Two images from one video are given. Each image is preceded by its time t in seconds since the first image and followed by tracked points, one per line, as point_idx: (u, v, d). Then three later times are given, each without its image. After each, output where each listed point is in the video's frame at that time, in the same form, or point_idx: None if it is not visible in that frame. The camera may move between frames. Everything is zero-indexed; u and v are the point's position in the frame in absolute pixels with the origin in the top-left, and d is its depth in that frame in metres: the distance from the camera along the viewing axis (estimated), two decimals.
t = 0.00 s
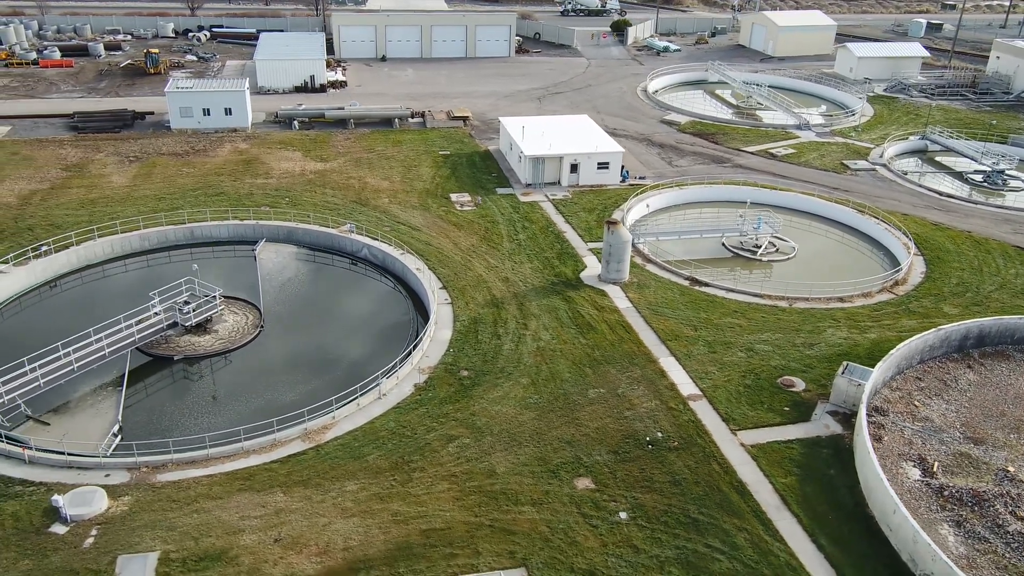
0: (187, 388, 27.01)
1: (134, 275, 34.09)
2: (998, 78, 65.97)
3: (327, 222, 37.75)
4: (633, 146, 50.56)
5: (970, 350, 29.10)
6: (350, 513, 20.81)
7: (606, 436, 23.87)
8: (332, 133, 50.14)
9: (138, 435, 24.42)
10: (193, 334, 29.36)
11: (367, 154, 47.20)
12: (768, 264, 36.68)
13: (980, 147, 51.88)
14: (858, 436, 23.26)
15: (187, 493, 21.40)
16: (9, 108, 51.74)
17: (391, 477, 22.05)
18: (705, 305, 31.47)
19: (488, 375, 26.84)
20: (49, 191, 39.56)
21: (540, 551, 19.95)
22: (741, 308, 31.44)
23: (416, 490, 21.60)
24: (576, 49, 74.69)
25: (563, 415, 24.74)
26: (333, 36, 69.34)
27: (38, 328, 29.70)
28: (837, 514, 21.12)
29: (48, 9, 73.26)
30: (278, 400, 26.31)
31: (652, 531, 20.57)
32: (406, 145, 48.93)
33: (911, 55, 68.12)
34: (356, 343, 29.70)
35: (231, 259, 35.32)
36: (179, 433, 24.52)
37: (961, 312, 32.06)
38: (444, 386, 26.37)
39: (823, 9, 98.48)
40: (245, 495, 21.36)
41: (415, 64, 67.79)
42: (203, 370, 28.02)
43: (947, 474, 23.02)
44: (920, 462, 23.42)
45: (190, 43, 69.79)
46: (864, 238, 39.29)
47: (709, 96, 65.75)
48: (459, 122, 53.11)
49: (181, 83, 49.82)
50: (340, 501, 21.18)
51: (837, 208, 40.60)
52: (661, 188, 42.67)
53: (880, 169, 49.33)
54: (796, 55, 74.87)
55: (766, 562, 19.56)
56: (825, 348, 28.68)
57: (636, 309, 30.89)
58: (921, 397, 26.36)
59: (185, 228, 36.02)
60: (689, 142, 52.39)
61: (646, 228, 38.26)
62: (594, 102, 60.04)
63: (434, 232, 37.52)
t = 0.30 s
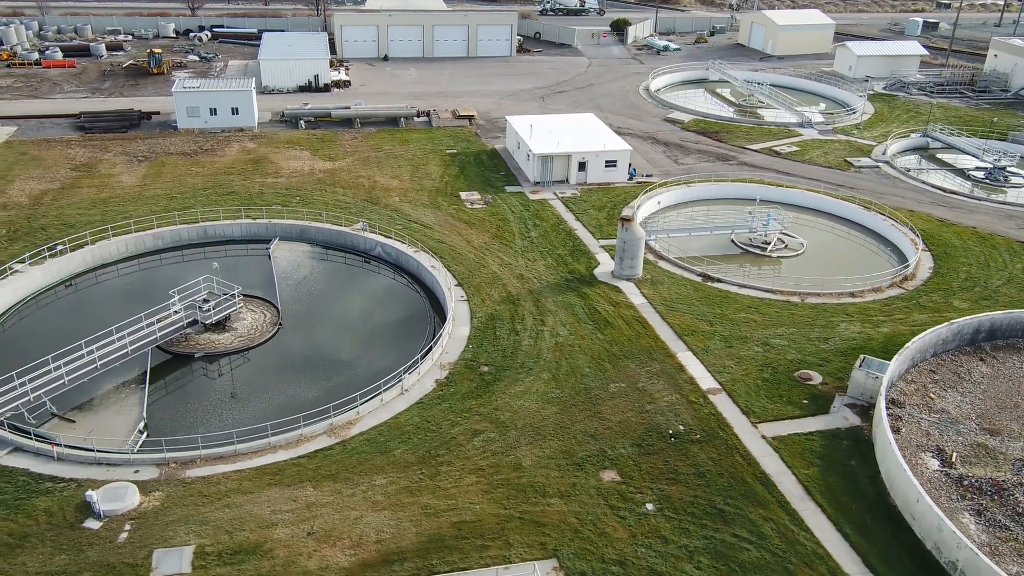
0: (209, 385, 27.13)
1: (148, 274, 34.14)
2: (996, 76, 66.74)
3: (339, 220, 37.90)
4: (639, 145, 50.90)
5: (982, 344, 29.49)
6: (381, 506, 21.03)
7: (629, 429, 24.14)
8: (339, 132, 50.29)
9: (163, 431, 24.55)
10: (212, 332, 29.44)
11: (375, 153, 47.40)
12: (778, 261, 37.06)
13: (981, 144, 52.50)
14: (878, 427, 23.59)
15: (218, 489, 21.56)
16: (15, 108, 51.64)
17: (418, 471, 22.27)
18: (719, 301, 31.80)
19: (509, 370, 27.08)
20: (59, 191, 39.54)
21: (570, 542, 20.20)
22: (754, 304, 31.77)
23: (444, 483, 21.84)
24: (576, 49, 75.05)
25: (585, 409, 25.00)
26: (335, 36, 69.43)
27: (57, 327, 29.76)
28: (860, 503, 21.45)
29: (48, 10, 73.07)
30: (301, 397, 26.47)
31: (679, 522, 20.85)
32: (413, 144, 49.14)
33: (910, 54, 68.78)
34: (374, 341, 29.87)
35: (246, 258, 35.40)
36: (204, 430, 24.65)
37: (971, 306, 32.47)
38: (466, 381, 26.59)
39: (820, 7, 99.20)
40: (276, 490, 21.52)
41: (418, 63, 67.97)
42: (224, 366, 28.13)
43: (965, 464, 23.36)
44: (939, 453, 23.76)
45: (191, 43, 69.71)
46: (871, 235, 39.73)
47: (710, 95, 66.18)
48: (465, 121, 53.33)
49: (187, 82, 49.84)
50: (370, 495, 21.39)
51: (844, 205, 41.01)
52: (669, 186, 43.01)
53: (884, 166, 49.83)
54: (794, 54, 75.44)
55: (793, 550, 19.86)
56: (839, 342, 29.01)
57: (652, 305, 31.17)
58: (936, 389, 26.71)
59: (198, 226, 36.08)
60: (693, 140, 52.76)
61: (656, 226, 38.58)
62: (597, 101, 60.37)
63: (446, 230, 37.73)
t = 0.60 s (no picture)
0: (229, 382, 27.26)
1: (161, 273, 34.18)
2: (990, 74, 67.61)
3: (349, 219, 38.06)
4: (642, 143, 51.29)
5: (990, 336, 29.95)
6: (408, 500, 21.26)
7: (649, 422, 24.44)
8: (343, 132, 50.42)
9: (186, 428, 24.67)
10: (229, 330, 29.56)
11: (380, 152, 47.57)
12: (785, 256, 37.45)
13: (979, 141, 53.16)
14: (894, 418, 23.98)
15: (246, 484, 21.72)
16: (17, 109, 51.48)
17: (444, 465, 22.50)
18: (730, 296, 32.16)
19: (526, 365, 27.35)
20: (67, 191, 39.50)
21: (597, 533, 20.47)
22: (765, 299, 32.13)
23: (470, 477, 22.08)
24: (574, 48, 75.41)
25: (604, 403, 25.29)
26: (334, 36, 69.48)
27: (73, 327, 29.79)
28: (879, 492, 21.82)
29: (45, 11, 72.81)
30: (322, 394, 26.64)
31: (704, 512, 21.16)
32: (418, 143, 49.34)
33: (905, 52, 69.55)
34: (390, 338, 30.08)
35: (257, 257, 35.49)
36: (227, 426, 24.81)
37: (977, 299, 32.96)
38: (484, 376, 26.83)
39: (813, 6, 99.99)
40: (303, 484, 21.71)
41: (417, 63, 68.15)
42: (243, 364, 28.26)
43: (979, 454, 23.76)
44: (953, 443, 24.16)
45: (190, 43, 69.59)
46: (875, 231, 40.22)
47: (709, 93, 66.62)
48: (468, 120, 53.58)
49: (191, 82, 49.85)
50: (397, 489, 21.62)
51: (847, 202, 41.51)
52: (673, 184, 43.39)
53: (884, 163, 50.38)
54: (790, 52, 76.08)
55: (817, 539, 20.20)
56: (851, 336, 29.41)
57: (664, 301, 31.50)
58: (947, 381, 27.14)
59: (209, 226, 36.13)
60: (695, 138, 53.18)
61: (663, 222, 38.92)
62: (598, 100, 60.74)
63: (456, 228, 37.96)
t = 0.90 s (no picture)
0: (247, 379, 27.42)
1: (172, 272, 34.20)
2: (982, 71, 68.44)
3: (358, 218, 38.21)
4: (643, 141, 51.67)
5: (997, 328, 30.45)
6: (435, 493, 21.50)
7: (667, 415, 24.76)
8: (346, 131, 50.52)
9: (208, 425, 24.81)
10: (245, 329, 29.68)
11: (384, 151, 47.76)
12: (790, 252, 37.89)
13: (975, 138, 53.84)
14: (908, 409, 24.39)
15: (272, 479, 21.89)
16: (17, 110, 51.26)
17: (468, 459, 22.76)
18: (740, 291, 32.53)
19: (543, 361, 27.63)
20: (74, 192, 39.44)
21: (623, 523, 20.77)
22: (774, 293, 32.54)
23: (495, 470, 22.33)
24: (570, 47, 75.73)
25: (623, 396, 25.60)
26: (332, 36, 69.49)
27: (88, 327, 29.79)
28: (898, 481, 22.20)
29: (41, 12, 72.46)
30: (341, 390, 26.87)
31: (726, 502, 21.50)
32: (421, 142, 49.53)
33: (898, 50, 70.32)
34: (405, 333, 30.34)
35: (268, 256, 35.58)
36: (248, 423, 24.97)
37: (981, 293, 33.47)
38: (502, 372, 27.09)
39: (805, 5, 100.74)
40: (330, 479, 21.91)
41: (416, 63, 68.29)
42: (260, 362, 28.40)
43: (992, 442, 24.19)
44: (966, 433, 24.58)
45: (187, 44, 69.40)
46: (877, 226, 40.74)
47: (706, 92, 67.12)
48: (469, 119, 53.78)
49: (193, 83, 49.83)
50: (424, 483, 21.85)
51: (849, 198, 42.06)
52: (677, 181, 43.82)
53: (882, 160, 50.97)
54: (784, 51, 76.71)
55: (839, 526, 20.57)
56: (860, 329, 29.83)
57: (675, 296, 31.85)
58: (957, 372, 27.59)
59: (218, 225, 36.15)
60: (695, 136, 53.62)
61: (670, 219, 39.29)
62: (597, 98, 61.09)
63: (464, 226, 38.20)
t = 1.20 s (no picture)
0: (261, 377, 27.56)
1: (179, 271, 34.21)
2: (970, 68, 69.47)
3: (362, 217, 38.35)
4: (640, 139, 52.13)
5: (997, 319, 31.02)
6: (457, 486, 21.76)
7: (680, 407, 25.13)
8: (344, 131, 50.62)
9: (225, 422, 24.93)
10: (257, 327, 29.80)
11: (384, 150, 47.95)
12: (790, 246, 38.41)
13: (965, 133, 54.66)
14: (916, 398, 24.87)
15: (295, 474, 22.06)
16: (13, 112, 50.98)
17: (488, 452, 23.04)
18: (744, 285, 32.99)
19: (554, 355, 27.94)
20: (76, 193, 39.35)
21: (643, 513, 21.11)
22: (778, 287, 33.00)
23: (515, 463, 22.62)
24: (563, 46, 76.11)
25: (636, 389, 25.96)
26: (325, 36, 69.45)
27: (98, 327, 29.75)
28: (910, 468, 22.64)
29: (31, 14, 71.96)
30: (357, 387, 27.10)
31: (743, 491, 21.89)
32: (420, 141, 49.73)
33: (887, 47, 71.25)
34: (415, 329, 30.61)
35: (274, 255, 35.66)
36: (266, 420, 25.13)
37: (980, 285, 34.08)
38: (515, 367, 27.38)
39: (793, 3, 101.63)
40: (352, 474, 22.12)
41: (410, 62, 68.43)
42: (273, 360, 28.52)
43: (998, 430, 24.67)
44: (973, 420, 25.06)
45: (180, 44, 69.12)
46: (874, 221, 41.36)
47: (699, 89, 67.68)
48: (467, 118, 53.99)
49: (191, 83, 49.77)
50: (445, 476, 22.11)
51: (846, 194, 42.69)
52: (676, 178, 44.25)
53: (876, 156, 51.68)
54: (774, 49, 77.47)
55: (856, 512, 20.99)
56: (864, 321, 30.34)
57: (681, 291, 32.24)
58: (960, 362, 28.11)
59: (223, 225, 36.21)
60: (691, 134, 54.15)
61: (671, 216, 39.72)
62: (592, 97, 61.51)
63: (468, 224, 38.46)
